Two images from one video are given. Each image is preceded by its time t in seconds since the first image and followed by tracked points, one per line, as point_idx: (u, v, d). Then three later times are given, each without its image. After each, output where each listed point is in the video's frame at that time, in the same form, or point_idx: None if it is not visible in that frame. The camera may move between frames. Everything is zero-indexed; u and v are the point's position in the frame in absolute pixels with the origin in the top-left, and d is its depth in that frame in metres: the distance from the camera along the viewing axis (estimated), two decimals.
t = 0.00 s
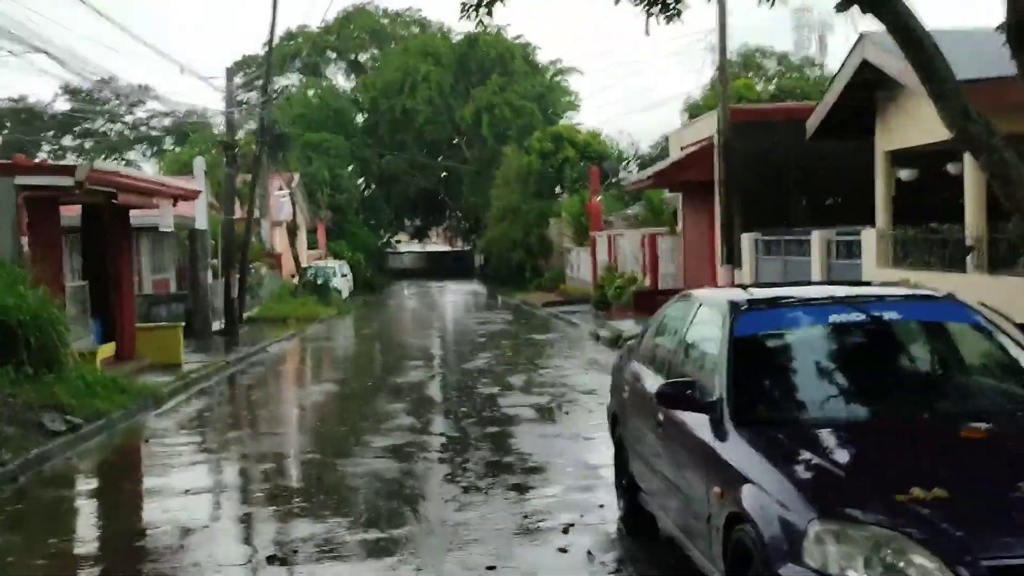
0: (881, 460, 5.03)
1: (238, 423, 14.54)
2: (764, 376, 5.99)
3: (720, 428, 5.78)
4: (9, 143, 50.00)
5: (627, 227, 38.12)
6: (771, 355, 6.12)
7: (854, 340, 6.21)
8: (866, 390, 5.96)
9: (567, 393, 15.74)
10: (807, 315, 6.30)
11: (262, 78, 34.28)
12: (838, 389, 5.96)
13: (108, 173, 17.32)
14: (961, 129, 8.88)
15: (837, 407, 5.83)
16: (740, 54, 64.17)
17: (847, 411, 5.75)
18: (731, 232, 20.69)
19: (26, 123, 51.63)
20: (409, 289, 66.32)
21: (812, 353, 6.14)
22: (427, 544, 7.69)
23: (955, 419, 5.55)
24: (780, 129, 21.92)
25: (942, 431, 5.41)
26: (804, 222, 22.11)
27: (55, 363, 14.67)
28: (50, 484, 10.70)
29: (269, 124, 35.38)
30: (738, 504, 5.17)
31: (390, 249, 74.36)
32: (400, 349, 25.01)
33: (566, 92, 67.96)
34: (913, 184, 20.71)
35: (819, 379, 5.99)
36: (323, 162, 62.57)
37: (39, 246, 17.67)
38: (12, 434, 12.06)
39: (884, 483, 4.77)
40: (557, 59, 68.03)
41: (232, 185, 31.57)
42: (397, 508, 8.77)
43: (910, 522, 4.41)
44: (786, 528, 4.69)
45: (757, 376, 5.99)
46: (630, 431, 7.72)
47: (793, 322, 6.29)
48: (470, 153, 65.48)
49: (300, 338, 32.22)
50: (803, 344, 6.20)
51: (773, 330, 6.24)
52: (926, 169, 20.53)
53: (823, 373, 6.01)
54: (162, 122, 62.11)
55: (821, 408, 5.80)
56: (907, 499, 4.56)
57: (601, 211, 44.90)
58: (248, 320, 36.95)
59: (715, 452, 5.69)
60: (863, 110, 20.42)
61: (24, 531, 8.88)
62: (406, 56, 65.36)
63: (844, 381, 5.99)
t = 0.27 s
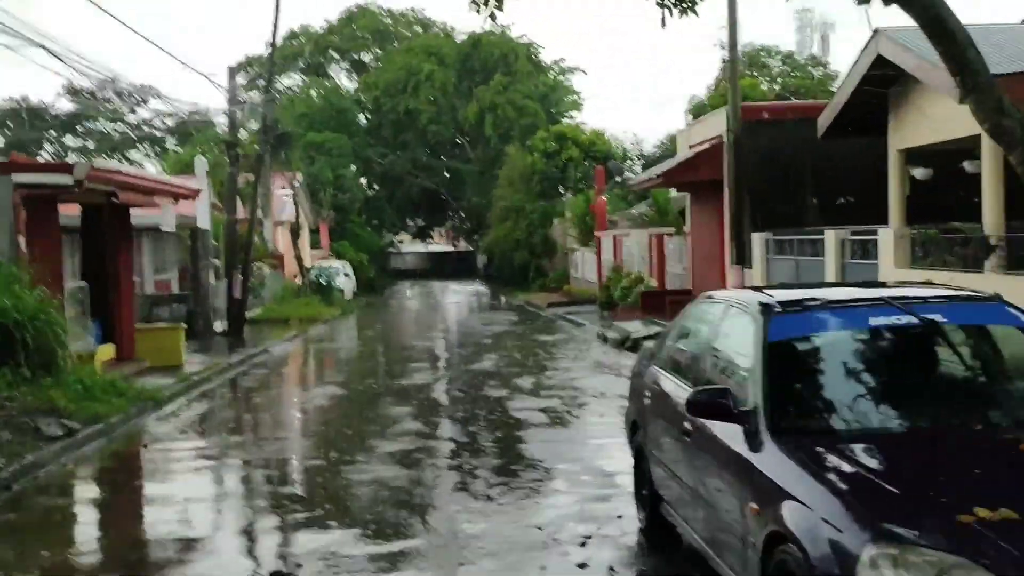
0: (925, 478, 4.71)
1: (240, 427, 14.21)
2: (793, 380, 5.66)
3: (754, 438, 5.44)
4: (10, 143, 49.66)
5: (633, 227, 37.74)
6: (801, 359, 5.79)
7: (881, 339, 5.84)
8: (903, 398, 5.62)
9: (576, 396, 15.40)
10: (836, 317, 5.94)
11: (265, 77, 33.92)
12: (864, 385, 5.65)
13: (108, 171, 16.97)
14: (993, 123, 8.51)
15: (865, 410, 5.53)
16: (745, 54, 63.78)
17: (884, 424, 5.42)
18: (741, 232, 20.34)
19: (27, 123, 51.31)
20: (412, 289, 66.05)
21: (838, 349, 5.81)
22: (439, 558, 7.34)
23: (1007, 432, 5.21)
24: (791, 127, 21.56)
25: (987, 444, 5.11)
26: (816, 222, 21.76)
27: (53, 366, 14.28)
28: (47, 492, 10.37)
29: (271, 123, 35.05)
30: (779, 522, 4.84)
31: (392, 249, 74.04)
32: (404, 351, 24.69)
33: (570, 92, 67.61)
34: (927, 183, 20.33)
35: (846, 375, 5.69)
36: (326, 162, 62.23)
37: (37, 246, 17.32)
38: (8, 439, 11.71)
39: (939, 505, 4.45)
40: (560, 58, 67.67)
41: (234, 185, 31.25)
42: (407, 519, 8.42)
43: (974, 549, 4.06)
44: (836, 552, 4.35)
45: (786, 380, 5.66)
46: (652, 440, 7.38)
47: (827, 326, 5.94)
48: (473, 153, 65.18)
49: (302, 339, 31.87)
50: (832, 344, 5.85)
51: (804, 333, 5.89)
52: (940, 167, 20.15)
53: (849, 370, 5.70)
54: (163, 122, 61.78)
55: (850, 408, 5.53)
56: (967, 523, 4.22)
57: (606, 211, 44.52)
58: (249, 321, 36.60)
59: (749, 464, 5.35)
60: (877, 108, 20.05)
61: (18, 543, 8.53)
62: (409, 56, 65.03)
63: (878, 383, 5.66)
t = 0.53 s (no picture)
0: (988, 504, 4.28)
1: (240, 434, 13.78)
2: (832, 387, 5.23)
3: (796, 456, 4.98)
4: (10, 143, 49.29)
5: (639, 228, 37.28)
6: (837, 363, 5.35)
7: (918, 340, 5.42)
8: (949, 410, 5.20)
9: (586, 401, 14.97)
10: (876, 322, 5.51)
11: (267, 76, 33.52)
12: (898, 389, 5.26)
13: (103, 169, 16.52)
14: None
15: (899, 414, 5.15)
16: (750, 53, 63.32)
17: (920, 430, 5.04)
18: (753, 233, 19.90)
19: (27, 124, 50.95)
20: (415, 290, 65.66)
21: (874, 350, 5.39)
22: None
23: None
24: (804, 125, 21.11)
25: None
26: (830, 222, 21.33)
27: (47, 370, 13.74)
28: (39, 503, 9.95)
29: (272, 123, 34.66)
30: (828, 550, 4.40)
31: (395, 250, 73.63)
32: (408, 354, 24.27)
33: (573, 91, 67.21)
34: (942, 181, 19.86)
35: (879, 379, 5.29)
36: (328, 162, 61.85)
37: (31, 246, 16.90)
38: None
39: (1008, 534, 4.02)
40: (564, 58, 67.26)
41: (236, 185, 30.86)
42: (415, 535, 7.97)
43: None
44: None
45: (824, 388, 5.23)
46: (675, 452, 6.94)
47: (868, 331, 5.49)
48: (476, 154, 64.79)
49: (304, 341, 31.45)
50: (869, 347, 5.42)
51: (840, 339, 5.44)
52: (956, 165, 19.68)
53: (881, 374, 5.30)
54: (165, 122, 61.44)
55: (884, 412, 5.15)
56: None
57: (611, 212, 44.09)
58: (251, 323, 36.19)
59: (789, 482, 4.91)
60: (892, 106, 19.61)
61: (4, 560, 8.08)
62: (412, 56, 64.66)
63: (918, 390, 5.26)
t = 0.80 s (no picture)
0: None
1: (239, 438, 13.43)
2: (867, 393, 4.87)
3: (832, 468, 4.61)
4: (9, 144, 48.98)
5: (643, 228, 36.89)
6: (870, 366, 4.97)
7: (945, 343, 5.03)
8: (991, 414, 4.85)
9: (593, 404, 14.62)
10: (910, 320, 5.12)
11: (268, 75, 33.16)
12: (930, 390, 4.92)
13: (99, 167, 16.18)
14: None
15: (930, 416, 4.83)
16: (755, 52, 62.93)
17: (949, 429, 4.77)
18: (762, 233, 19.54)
19: (27, 124, 50.63)
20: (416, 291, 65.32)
21: (902, 351, 5.00)
22: None
23: None
24: (813, 124, 20.75)
25: None
26: (839, 221, 20.98)
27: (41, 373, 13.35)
28: (30, 512, 9.60)
29: (273, 122, 34.31)
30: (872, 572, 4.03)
31: (396, 251, 73.33)
32: (410, 355, 23.93)
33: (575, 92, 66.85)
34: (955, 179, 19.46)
35: (909, 380, 4.93)
36: (329, 163, 61.56)
37: (26, 246, 16.55)
38: None
39: None
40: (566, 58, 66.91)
41: (236, 185, 30.51)
42: (419, 547, 7.62)
43: None
44: None
45: (858, 393, 4.86)
46: (695, 460, 6.59)
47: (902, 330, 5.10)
48: (478, 154, 64.44)
49: (305, 343, 31.12)
50: (897, 347, 5.02)
51: (873, 340, 5.06)
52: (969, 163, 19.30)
53: (911, 374, 4.94)
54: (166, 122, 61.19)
55: (917, 416, 4.81)
56: None
57: (614, 212, 43.70)
58: (252, 324, 35.86)
59: (822, 496, 4.56)
60: (904, 102, 19.23)
61: None
62: (414, 55, 64.31)
63: (953, 394, 4.91)
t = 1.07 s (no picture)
0: None
1: (233, 445, 13.00)
2: (900, 403, 4.43)
3: (868, 490, 4.17)
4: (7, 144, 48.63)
5: (647, 228, 36.47)
6: (902, 374, 4.53)
7: (977, 348, 4.60)
8: None
9: (598, 409, 14.18)
10: (943, 325, 4.68)
11: (267, 73, 32.76)
12: (962, 397, 4.48)
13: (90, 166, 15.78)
14: None
15: (968, 429, 4.39)
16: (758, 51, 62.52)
17: (989, 442, 4.34)
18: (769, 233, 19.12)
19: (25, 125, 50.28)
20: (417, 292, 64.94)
21: (934, 358, 4.57)
22: None
23: None
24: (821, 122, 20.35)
25: None
26: (848, 222, 20.54)
27: (28, 378, 12.94)
28: (11, 525, 9.18)
29: (271, 121, 33.93)
30: None
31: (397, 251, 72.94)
32: (411, 358, 23.51)
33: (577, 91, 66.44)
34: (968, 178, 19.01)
35: (940, 388, 4.49)
36: (330, 163, 61.18)
37: (15, 247, 16.13)
38: None
39: None
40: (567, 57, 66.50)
41: (234, 185, 30.11)
42: (417, 565, 7.19)
43: None
44: None
45: (891, 403, 4.43)
46: (712, 476, 6.16)
47: (937, 334, 4.66)
48: (478, 154, 64.10)
49: (305, 344, 30.71)
50: (929, 353, 4.59)
51: (904, 346, 4.62)
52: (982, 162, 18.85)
53: (943, 381, 4.50)
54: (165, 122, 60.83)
55: (955, 430, 4.37)
56: None
57: (617, 211, 43.26)
58: (250, 326, 35.47)
59: (855, 521, 4.12)
60: (915, 98, 18.78)
61: None
62: (414, 55, 63.97)
63: (992, 404, 4.47)
